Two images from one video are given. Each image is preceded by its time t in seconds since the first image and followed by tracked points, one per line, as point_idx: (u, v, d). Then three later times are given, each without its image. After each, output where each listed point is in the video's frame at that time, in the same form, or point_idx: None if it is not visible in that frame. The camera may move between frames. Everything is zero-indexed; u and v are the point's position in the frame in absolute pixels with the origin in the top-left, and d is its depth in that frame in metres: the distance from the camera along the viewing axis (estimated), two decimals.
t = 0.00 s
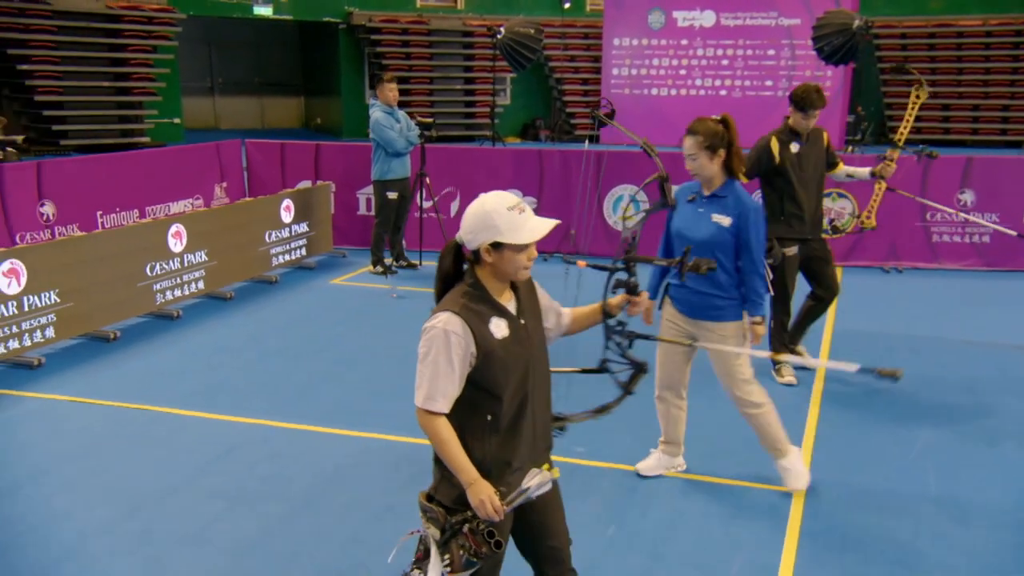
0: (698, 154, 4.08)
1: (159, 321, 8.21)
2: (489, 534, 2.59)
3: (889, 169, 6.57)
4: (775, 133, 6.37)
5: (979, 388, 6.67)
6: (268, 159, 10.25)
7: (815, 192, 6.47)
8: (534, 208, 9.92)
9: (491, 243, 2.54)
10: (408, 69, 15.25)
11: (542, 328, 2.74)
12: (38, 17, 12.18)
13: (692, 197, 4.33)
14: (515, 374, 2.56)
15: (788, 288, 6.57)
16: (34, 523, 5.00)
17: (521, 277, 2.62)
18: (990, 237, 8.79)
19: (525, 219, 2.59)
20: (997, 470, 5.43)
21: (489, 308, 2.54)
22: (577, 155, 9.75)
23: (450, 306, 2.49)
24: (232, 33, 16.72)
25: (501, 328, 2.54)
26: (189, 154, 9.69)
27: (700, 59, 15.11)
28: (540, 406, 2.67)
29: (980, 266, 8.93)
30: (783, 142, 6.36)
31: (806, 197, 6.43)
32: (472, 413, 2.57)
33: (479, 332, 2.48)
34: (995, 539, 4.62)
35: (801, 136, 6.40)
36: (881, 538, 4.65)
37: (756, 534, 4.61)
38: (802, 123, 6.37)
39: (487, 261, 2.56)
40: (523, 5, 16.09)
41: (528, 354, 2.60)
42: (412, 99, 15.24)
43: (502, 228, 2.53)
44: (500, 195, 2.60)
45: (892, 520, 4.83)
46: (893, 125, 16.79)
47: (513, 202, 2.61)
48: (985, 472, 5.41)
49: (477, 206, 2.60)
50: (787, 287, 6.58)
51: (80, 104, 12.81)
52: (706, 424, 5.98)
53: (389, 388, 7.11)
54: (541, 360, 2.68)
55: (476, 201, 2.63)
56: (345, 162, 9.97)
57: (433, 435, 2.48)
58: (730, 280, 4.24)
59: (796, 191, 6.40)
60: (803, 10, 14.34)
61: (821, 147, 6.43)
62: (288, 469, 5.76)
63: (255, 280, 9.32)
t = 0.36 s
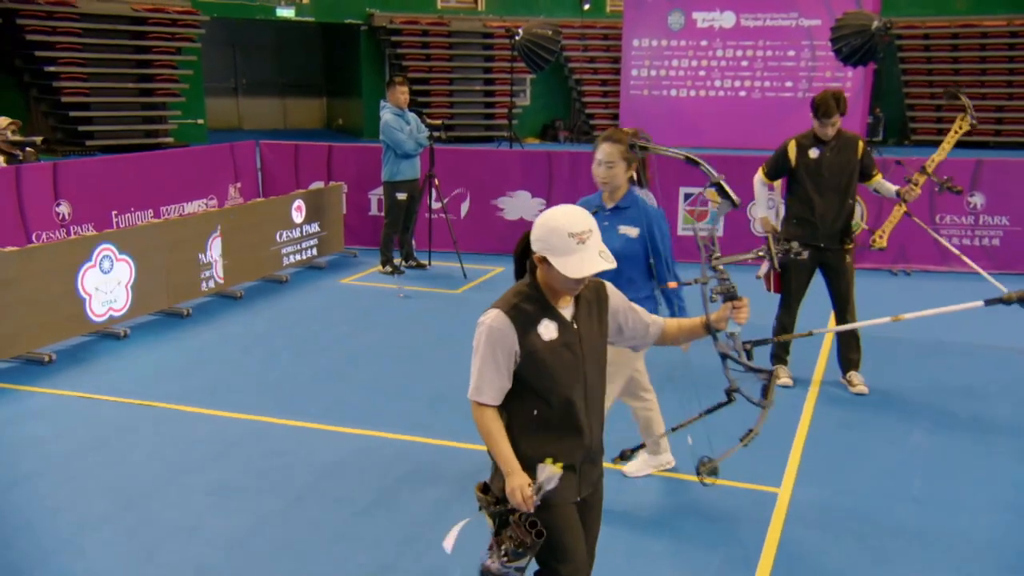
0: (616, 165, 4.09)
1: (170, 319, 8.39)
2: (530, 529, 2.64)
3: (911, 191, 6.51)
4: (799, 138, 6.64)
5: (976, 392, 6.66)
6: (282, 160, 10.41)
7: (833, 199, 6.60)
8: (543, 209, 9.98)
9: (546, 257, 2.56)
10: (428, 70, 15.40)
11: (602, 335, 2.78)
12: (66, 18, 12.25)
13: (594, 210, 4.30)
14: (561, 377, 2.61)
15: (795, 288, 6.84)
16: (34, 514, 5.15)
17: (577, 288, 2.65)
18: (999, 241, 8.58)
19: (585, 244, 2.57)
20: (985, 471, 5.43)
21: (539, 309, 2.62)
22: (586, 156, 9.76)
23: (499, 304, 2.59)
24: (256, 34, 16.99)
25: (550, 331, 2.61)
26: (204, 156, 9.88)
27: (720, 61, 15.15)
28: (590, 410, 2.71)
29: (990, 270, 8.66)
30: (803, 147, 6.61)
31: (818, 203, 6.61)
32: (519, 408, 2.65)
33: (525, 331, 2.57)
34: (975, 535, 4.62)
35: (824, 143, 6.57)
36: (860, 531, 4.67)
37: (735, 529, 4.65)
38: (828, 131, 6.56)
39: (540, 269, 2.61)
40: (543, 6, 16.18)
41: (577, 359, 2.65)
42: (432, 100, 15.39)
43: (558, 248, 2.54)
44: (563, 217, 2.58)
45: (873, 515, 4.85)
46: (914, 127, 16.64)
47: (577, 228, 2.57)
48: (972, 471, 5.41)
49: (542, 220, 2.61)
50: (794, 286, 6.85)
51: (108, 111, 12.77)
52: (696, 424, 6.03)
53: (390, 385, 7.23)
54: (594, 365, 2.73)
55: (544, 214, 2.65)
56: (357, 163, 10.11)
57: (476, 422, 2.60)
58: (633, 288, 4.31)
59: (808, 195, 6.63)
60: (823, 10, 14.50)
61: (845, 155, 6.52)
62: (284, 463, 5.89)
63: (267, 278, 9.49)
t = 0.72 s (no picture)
0: (500, 161, 3.75)
1: (161, 318, 8.48)
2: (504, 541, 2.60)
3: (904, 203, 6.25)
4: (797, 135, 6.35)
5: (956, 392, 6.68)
6: (277, 160, 10.48)
7: (826, 202, 6.29)
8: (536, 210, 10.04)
9: (551, 277, 2.50)
10: (429, 71, 15.46)
11: (610, 362, 2.64)
12: (68, 20, 12.32)
13: (481, 207, 3.95)
14: (546, 396, 2.55)
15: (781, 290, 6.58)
16: (13, 508, 5.23)
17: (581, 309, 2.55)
18: (988, 241, 8.64)
19: (598, 271, 2.49)
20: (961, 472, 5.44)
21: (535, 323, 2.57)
22: (579, 158, 9.83)
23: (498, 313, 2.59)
24: (258, 35, 17.12)
25: (543, 348, 2.54)
26: (199, 157, 9.97)
27: (720, 61, 15.17)
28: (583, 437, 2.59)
29: (977, 269, 8.72)
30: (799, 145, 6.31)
31: (811, 206, 6.31)
32: (512, 419, 2.62)
33: (514, 342, 2.54)
34: (942, 532, 4.64)
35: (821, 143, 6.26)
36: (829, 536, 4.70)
37: (703, 524, 4.68)
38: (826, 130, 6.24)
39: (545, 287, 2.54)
40: (544, 8, 16.27)
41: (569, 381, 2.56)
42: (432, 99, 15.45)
43: (564, 271, 2.47)
44: (583, 240, 2.50)
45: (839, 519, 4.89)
46: (914, 128, 16.66)
47: (594, 254, 2.48)
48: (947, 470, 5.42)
49: (562, 237, 2.53)
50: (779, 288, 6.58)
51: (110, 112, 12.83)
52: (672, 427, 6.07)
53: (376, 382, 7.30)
54: (595, 390, 2.61)
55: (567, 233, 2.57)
56: (350, 163, 10.18)
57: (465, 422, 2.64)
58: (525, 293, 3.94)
59: (801, 195, 6.34)
60: (823, 12, 14.46)
61: (841, 159, 6.18)
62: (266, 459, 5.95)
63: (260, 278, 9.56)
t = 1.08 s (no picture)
0: (351, 179, 3.56)
1: (139, 316, 8.53)
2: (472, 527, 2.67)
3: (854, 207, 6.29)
4: (759, 135, 6.67)
5: (923, 388, 6.75)
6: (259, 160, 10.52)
7: (785, 201, 6.62)
8: (516, 210, 10.09)
9: (518, 282, 2.58)
10: (417, 71, 15.40)
11: (582, 372, 2.60)
12: (56, 20, 12.35)
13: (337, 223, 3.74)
14: (510, 394, 2.60)
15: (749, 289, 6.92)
16: None
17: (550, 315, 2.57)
18: (962, 241, 8.76)
19: (555, 282, 2.53)
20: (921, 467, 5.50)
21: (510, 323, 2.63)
22: (559, 159, 9.87)
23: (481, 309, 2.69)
24: (248, 36, 17.24)
25: (513, 349, 2.59)
26: (181, 156, 10.01)
27: (708, 61, 15.35)
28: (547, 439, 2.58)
29: (953, 268, 8.84)
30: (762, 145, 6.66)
31: (772, 204, 6.65)
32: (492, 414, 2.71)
33: (486, 338, 2.63)
34: (894, 524, 4.69)
35: (782, 142, 6.59)
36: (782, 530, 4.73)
37: (661, 517, 4.70)
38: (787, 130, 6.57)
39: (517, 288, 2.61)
40: (533, 8, 16.39)
41: (535, 383, 2.57)
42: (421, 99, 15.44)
43: (525, 279, 2.54)
44: (543, 250, 2.55)
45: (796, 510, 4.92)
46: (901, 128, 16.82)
47: (553, 264, 2.53)
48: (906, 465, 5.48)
49: (533, 243, 2.59)
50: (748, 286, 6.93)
51: (97, 113, 12.86)
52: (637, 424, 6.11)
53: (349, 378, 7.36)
54: (565, 397, 2.58)
55: (541, 240, 2.62)
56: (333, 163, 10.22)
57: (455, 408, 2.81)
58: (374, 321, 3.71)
59: (763, 196, 6.66)
60: (809, 13, 14.74)
61: (801, 157, 6.52)
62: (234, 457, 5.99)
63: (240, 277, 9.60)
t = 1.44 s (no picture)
0: (195, 192, 3.37)
1: (122, 316, 8.57)
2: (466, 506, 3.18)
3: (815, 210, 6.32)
4: (737, 132, 6.70)
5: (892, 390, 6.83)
6: (245, 159, 10.56)
7: (759, 200, 6.66)
8: (500, 209, 10.14)
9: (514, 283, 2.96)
10: (409, 71, 15.50)
11: (569, 376, 2.91)
12: (45, 19, 12.40)
13: (180, 240, 3.49)
14: (509, 387, 3.00)
15: (724, 289, 6.92)
16: None
17: (545, 318, 2.91)
18: (941, 240, 8.86)
19: (525, 284, 2.86)
20: (884, 471, 5.58)
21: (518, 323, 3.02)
22: (542, 158, 9.90)
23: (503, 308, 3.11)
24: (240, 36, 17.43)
25: (516, 347, 2.97)
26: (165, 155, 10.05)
27: (698, 62, 15.49)
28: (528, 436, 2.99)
29: (931, 267, 8.94)
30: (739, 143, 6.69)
31: (747, 203, 6.68)
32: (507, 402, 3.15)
33: (496, 334, 3.05)
34: (855, 538, 4.75)
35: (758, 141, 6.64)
36: (740, 533, 4.82)
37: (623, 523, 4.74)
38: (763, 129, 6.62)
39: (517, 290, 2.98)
40: (523, 8, 16.46)
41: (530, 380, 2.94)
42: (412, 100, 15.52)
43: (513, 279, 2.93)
44: (525, 253, 2.89)
45: (755, 517, 5.01)
46: (890, 128, 16.91)
47: (527, 265, 2.87)
48: (867, 470, 5.57)
49: (528, 246, 2.95)
50: (723, 285, 6.93)
51: (87, 113, 12.93)
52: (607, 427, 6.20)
53: (328, 375, 7.44)
54: (555, 397, 2.93)
55: (540, 245, 2.96)
56: (317, 162, 10.25)
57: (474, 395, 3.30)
58: (232, 343, 3.54)
59: (736, 194, 6.70)
60: (798, 11, 14.91)
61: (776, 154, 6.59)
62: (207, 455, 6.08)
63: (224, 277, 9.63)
